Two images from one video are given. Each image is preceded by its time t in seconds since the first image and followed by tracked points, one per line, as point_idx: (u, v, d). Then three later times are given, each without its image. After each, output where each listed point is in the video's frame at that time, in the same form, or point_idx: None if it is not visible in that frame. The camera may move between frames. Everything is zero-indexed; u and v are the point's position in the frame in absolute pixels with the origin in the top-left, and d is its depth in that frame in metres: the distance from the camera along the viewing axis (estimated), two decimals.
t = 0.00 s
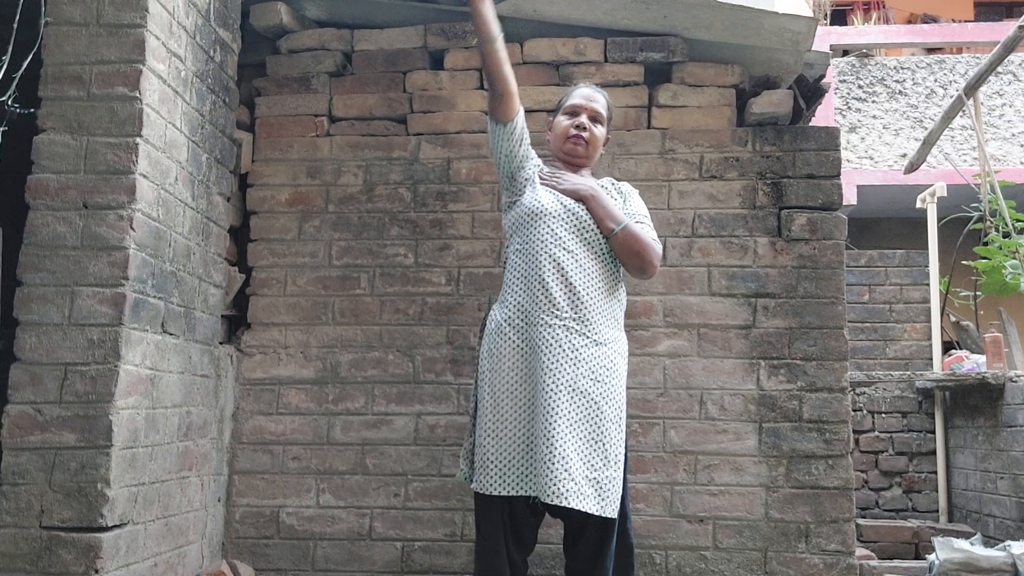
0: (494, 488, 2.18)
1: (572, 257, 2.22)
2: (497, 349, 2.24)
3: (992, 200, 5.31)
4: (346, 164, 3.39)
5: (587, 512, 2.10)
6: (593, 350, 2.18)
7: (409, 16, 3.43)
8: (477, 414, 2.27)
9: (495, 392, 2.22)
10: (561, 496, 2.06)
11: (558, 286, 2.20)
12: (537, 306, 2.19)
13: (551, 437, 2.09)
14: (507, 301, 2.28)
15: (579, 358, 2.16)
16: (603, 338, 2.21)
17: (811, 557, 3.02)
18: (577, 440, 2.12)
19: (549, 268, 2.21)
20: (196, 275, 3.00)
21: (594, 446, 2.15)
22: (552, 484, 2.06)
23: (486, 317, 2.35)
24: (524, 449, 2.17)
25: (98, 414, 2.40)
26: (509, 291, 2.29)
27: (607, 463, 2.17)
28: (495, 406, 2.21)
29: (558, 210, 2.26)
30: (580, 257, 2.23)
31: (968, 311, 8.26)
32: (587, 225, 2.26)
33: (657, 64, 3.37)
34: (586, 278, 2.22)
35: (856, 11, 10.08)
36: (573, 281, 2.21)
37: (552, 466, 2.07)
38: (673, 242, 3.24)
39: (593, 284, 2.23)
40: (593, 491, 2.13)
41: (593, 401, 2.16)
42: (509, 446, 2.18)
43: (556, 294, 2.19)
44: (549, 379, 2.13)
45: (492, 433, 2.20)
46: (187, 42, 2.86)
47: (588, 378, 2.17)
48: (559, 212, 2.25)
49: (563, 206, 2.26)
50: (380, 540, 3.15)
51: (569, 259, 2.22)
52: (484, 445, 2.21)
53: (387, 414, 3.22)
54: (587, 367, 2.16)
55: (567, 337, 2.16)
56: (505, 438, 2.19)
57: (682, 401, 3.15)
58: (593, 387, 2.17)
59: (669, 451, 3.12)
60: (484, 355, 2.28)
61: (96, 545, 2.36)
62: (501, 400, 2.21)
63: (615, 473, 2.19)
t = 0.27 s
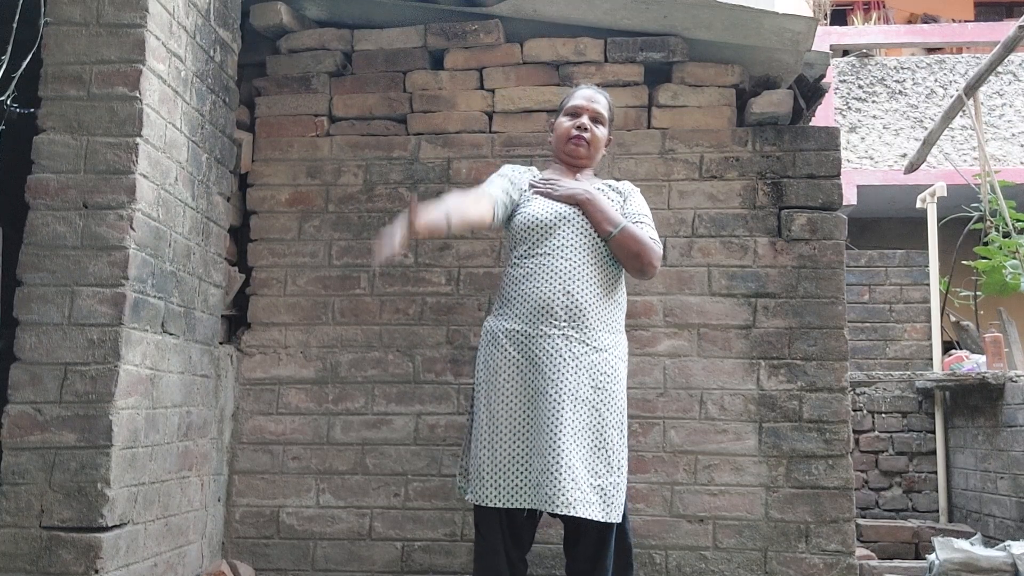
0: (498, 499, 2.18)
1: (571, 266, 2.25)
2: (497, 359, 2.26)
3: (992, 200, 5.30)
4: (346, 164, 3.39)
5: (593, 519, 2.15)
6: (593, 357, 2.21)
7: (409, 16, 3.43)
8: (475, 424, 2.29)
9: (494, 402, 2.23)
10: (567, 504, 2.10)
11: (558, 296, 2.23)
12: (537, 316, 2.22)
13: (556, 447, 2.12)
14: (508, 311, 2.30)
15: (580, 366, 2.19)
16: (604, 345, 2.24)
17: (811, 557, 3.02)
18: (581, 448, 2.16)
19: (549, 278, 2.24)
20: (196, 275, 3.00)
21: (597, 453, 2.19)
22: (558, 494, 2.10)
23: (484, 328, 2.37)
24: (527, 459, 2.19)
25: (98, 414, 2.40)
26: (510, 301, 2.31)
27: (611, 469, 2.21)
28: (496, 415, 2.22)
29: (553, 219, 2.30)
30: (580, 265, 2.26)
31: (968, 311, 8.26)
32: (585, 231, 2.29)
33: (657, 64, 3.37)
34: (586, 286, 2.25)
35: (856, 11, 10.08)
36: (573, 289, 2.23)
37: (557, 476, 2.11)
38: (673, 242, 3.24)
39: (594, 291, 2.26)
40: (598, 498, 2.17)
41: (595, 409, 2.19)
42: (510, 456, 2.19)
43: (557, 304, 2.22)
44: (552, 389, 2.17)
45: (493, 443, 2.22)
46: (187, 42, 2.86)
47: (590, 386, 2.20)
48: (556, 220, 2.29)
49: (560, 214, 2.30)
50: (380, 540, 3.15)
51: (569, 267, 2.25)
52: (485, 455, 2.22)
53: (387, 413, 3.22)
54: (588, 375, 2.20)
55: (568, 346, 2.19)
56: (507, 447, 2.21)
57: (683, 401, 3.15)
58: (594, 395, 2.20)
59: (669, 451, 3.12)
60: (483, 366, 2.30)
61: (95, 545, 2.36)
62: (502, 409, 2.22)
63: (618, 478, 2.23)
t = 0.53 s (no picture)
0: (511, 508, 2.19)
1: (570, 270, 2.26)
2: (501, 368, 2.27)
3: (993, 200, 5.30)
4: (346, 164, 3.39)
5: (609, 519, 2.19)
6: (596, 360, 2.23)
7: (409, 16, 3.43)
8: (479, 433, 2.31)
9: (499, 411, 2.25)
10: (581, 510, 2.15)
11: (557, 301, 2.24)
12: (540, 323, 2.24)
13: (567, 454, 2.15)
14: (510, 319, 2.31)
15: (583, 371, 2.21)
16: (608, 345, 2.25)
17: (810, 557, 3.02)
18: (590, 453, 2.18)
19: (549, 284, 2.26)
20: (196, 275, 3.00)
21: (608, 455, 2.21)
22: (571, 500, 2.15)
23: (485, 335, 2.38)
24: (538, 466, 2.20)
25: (98, 414, 2.40)
26: (511, 309, 2.32)
27: (622, 468, 2.24)
28: (502, 424, 2.23)
29: (546, 223, 2.31)
30: (579, 268, 2.27)
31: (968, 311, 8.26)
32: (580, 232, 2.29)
33: (657, 64, 3.37)
34: (586, 289, 2.26)
35: (856, 11, 10.08)
36: (574, 294, 2.24)
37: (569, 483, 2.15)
38: (673, 242, 3.24)
39: (596, 292, 2.27)
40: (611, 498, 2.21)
41: (603, 411, 2.22)
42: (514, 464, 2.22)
43: (558, 310, 2.23)
44: (560, 396, 2.19)
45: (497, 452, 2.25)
46: (187, 42, 2.86)
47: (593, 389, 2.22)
48: (548, 224, 2.30)
49: (551, 217, 2.31)
50: (380, 540, 3.15)
51: (569, 272, 2.26)
52: (494, 465, 2.23)
53: (387, 413, 3.22)
54: (592, 378, 2.22)
55: (573, 351, 2.21)
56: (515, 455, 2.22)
57: (682, 401, 3.15)
58: (599, 397, 2.22)
59: (669, 450, 3.12)
60: (486, 377, 2.31)
61: (95, 544, 2.36)
62: (508, 418, 2.23)
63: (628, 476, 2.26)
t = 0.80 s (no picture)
0: (507, 509, 2.20)
1: (562, 271, 2.26)
2: (496, 370, 2.28)
3: (993, 200, 5.30)
4: (345, 164, 3.39)
5: (606, 518, 2.18)
6: (590, 361, 2.23)
7: (409, 16, 3.43)
8: (475, 435, 2.32)
9: (494, 413, 2.26)
10: (576, 510, 2.15)
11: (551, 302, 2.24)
12: (533, 325, 2.24)
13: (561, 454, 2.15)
14: (505, 321, 2.32)
15: (577, 372, 2.21)
16: (602, 345, 2.25)
17: (811, 557, 3.02)
18: (585, 453, 2.18)
19: (541, 285, 2.26)
20: (196, 275, 3.00)
21: (605, 454, 2.21)
22: (566, 501, 2.15)
23: (482, 337, 2.40)
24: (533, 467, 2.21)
25: (98, 414, 2.40)
26: (507, 311, 2.33)
27: (620, 467, 2.23)
28: (497, 426, 2.24)
29: (537, 224, 2.31)
30: (572, 268, 2.27)
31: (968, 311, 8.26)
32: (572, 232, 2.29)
33: (657, 64, 3.37)
34: (580, 288, 2.26)
35: (856, 12, 10.09)
36: (567, 294, 2.24)
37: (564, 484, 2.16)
38: (673, 242, 3.24)
39: (589, 292, 2.27)
40: (609, 497, 2.20)
41: (598, 411, 2.21)
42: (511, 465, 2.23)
43: (552, 311, 2.24)
44: (553, 397, 2.20)
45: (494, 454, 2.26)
46: (187, 42, 2.86)
47: (588, 389, 2.22)
48: (539, 225, 2.30)
49: (542, 219, 2.31)
50: (381, 540, 3.15)
51: (561, 272, 2.26)
52: (490, 466, 2.24)
53: (387, 413, 3.22)
54: (586, 379, 2.22)
55: (566, 352, 2.21)
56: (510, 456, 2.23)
57: (682, 401, 3.15)
58: (594, 397, 2.22)
59: (669, 450, 3.12)
60: (482, 379, 2.32)
61: (95, 545, 2.36)
62: (502, 419, 2.24)
63: (627, 475, 2.25)
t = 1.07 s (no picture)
0: (502, 506, 2.20)
1: (565, 271, 2.26)
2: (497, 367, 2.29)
3: (993, 200, 5.30)
4: (346, 164, 3.39)
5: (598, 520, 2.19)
6: (590, 362, 2.23)
7: (409, 16, 3.43)
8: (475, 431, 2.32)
9: (494, 410, 2.26)
10: (570, 510, 2.15)
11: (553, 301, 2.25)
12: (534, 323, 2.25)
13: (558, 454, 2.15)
14: (506, 318, 2.33)
15: (577, 372, 2.21)
16: (602, 346, 2.25)
17: (811, 557, 3.02)
18: (581, 453, 2.19)
19: (543, 284, 2.26)
20: (196, 275, 3.00)
21: (600, 455, 2.22)
22: (560, 500, 2.15)
23: (484, 334, 2.40)
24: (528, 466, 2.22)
25: (98, 414, 2.40)
26: (508, 308, 2.34)
27: (614, 470, 2.23)
28: (496, 423, 2.25)
29: (542, 223, 2.31)
30: (574, 269, 2.27)
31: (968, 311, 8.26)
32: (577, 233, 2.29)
33: (657, 64, 3.37)
34: (581, 289, 2.26)
35: (856, 11, 10.08)
36: (568, 294, 2.25)
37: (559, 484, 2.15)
38: (673, 242, 3.24)
39: (590, 293, 2.27)
40: (603, 499, 2.20)
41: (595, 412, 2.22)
42: (508, 463, 2.23)
43: (553, 311, 2.24)
44: (552, 396, 2.20)
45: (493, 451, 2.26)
46: (187, 42, 2.86)
47: (587, 391, 2.22)
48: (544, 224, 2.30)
49: (547, 218, 2.31)
50: (381, 540, 3.15)
51: (563, 272, 2.26)
52: (487, 463, 2.25)
53: (387, 413, 3.22)
54: (586, 380, 2.22)
55: (566, 351, 2.21)
56: (508, 454, 2.24)
57: (682, 401, 3.15)
58: (593, 399, 2.22)
59: (669, 451, 3.12)
60: (483, 375, 2.33)
61: (95, 545, 2.36)
62: (501, 417, 2.24)
63: (623, 477, 2.25)
